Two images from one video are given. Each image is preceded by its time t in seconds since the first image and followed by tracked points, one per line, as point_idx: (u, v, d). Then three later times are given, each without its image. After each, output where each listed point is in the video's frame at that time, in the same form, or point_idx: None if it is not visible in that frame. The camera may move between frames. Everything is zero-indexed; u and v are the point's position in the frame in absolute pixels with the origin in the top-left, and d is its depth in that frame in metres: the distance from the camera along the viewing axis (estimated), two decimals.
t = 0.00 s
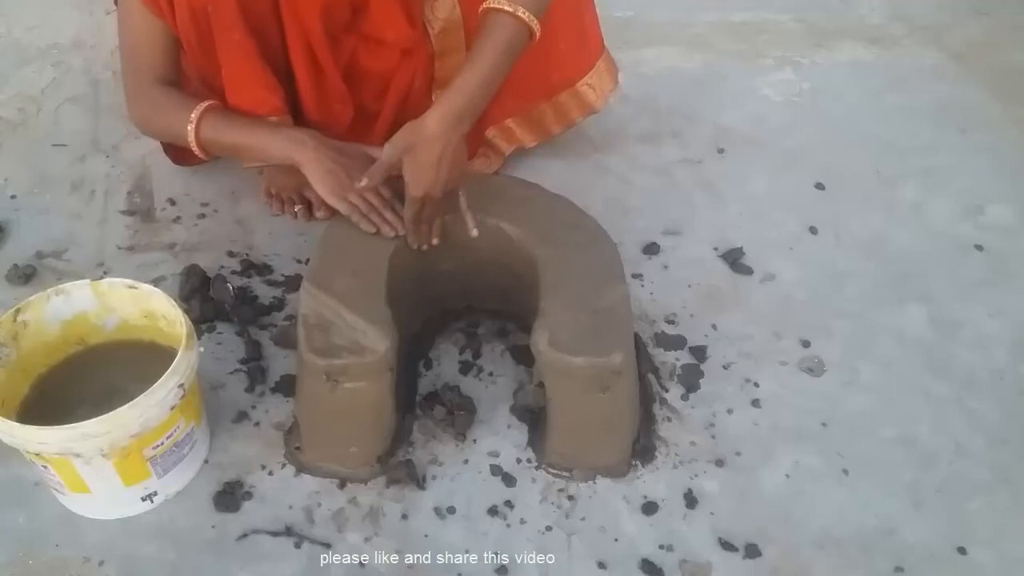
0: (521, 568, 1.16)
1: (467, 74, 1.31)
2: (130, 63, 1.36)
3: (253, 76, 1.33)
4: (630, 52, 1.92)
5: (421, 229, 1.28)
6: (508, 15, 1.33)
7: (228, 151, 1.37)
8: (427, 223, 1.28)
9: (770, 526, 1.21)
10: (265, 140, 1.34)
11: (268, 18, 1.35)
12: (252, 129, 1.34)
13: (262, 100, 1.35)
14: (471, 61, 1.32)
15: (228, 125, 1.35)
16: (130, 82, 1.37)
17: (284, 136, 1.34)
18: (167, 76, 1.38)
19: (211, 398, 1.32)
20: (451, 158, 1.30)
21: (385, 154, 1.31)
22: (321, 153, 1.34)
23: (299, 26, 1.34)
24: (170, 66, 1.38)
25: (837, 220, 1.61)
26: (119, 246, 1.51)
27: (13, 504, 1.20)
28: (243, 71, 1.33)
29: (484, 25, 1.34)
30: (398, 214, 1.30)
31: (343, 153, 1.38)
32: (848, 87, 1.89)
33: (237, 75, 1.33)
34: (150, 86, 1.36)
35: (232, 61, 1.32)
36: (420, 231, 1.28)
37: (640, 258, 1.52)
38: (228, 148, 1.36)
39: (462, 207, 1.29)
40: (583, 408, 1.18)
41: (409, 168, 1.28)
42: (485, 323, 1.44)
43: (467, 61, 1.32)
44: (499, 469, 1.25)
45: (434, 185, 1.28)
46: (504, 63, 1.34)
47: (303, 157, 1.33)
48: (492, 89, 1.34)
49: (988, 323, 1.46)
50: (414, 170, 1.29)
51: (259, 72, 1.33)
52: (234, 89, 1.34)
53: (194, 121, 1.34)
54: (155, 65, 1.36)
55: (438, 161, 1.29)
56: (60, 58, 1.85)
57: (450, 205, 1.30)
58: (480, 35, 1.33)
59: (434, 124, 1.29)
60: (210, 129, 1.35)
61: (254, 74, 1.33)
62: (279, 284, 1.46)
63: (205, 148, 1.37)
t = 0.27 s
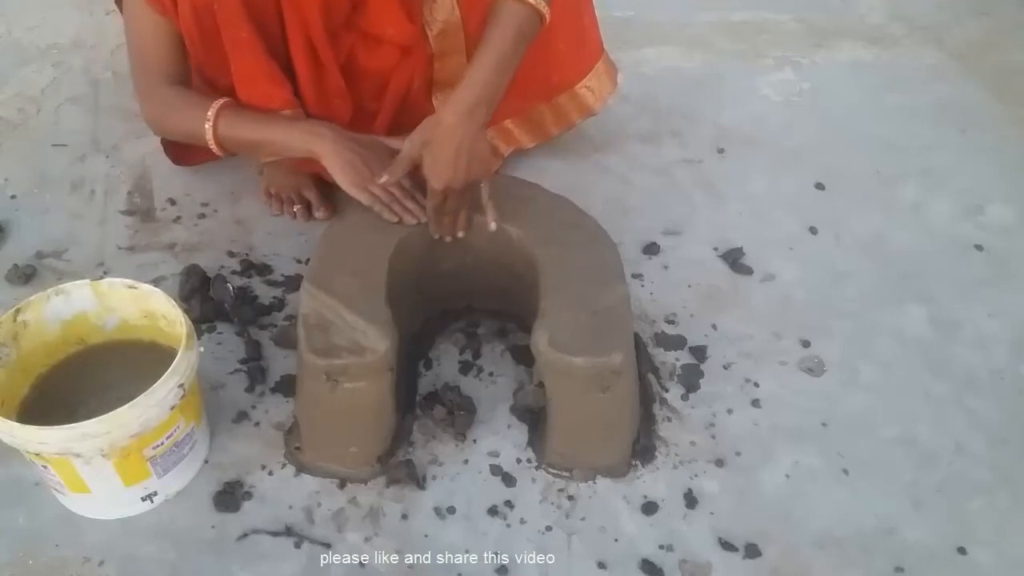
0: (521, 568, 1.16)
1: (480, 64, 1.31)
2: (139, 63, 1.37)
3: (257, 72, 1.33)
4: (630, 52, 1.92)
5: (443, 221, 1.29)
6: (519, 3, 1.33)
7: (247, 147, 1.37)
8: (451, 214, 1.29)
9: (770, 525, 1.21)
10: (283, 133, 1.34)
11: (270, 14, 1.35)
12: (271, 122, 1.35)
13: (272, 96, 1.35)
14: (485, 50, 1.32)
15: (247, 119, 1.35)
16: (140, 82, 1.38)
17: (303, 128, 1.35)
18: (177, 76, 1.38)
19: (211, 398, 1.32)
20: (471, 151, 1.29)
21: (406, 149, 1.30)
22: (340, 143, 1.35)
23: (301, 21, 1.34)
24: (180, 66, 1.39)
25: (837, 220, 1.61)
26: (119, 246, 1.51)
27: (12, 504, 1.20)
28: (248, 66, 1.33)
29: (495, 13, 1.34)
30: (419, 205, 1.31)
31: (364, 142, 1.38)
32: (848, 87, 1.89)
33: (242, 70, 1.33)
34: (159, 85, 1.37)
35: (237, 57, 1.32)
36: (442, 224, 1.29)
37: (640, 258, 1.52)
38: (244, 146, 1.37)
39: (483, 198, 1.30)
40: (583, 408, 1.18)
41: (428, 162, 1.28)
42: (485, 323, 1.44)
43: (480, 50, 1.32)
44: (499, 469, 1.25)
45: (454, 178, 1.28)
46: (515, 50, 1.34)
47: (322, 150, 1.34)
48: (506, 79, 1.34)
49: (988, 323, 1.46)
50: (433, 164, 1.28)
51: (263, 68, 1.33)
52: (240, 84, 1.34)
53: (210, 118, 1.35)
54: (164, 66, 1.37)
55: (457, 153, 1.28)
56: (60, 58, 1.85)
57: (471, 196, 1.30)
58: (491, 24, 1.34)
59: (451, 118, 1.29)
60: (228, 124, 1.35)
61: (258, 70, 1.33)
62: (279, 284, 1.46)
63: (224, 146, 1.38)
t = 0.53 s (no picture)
0: (521, 568, 1.16)
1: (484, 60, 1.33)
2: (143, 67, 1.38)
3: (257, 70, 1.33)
4: (630, 52, 1.92)
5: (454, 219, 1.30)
6: None
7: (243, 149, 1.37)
8: (461, 212, 1.29)
9: (770, 525, 1.21)
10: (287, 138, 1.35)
11: (272, 13, 1.35)
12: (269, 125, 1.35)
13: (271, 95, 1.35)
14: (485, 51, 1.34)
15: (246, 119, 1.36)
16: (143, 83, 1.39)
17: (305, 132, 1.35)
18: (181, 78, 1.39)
19: (211, 398, 1.32)
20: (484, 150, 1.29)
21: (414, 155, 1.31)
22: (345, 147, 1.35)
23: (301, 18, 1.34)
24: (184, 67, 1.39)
25: (837, 220, 1.61)
26: (119, 246, 1.51)
27: (12, 504, 1.20)
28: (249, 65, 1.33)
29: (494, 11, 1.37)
30: (426, 202, 1.31)
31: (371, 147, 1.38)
32: (848, 87, 1.89)
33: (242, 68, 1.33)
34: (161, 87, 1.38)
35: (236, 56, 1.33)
36: (454, 221, 1.29)
37: (640, 258, 1.52)
38: (243, 149, 1.37)
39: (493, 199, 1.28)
40: (583, 408, 1.18)
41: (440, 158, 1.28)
42: (485, 323, 1.44)
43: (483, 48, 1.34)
44: (499, 469, 1.25)
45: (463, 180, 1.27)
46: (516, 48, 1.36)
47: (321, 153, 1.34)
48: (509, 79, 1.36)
49: (988, 323, 1.46)
50: (445, 163, 1.28)
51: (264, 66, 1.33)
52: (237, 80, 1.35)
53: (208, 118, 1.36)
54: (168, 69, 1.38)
55: (463, 154, 1.28)
56: (60, 58, 1.85)
57: (482, 199, 1.29)
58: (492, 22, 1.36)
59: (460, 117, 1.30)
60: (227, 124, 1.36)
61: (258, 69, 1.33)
62: (279, 284, 1.46)
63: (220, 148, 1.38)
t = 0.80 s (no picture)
0: (521, 568, 1.16)
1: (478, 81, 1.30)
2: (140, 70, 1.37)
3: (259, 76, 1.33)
4: (630, 53, 1.92)
5: (434, 230, 1.29)
6: (515, 21, 1.33)
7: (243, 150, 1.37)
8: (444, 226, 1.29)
9: (770, 525, 1.21)
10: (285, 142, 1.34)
11: (275, 16, 1.34)
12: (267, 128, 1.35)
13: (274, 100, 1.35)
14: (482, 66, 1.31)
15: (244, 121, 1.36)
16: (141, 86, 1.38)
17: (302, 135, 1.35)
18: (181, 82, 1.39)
19: (211, 398, 1.31)
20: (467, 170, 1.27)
21: (402, 161, 1.29)
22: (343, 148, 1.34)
23: (304, 24, 1.34)
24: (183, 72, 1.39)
25: (837, 220, 1.61)
26: (119, 246, 1.51)
27: (12, 504, 1.20)
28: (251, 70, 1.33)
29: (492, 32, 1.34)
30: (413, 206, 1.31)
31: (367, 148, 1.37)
32: (848, 87, 1.89)
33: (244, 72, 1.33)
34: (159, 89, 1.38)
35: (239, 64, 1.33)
36: (434, 232, 1.29)
37: (640, 258, 1.52)
38: (246, 148, 1.37)
39: (475, 215, 1.28)
40: (583, 408, 1.19)
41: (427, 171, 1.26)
42: (485, 323, 1.44)
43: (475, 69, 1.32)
44: (499, 469, 1.25)
45: (448, 195, 1.26)
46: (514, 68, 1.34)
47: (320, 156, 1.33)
48: (503, 98, 1.34)
49: (988, 323, 1.46)
50: (427, 176, 1.26)
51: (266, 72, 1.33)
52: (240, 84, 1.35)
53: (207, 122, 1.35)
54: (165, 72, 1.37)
55: (451, 169, 1.26)
56: (60, 58, 1.85)
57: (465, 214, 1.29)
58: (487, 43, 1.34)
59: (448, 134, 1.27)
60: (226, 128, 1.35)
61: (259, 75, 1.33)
62: (279, 284, 1.46)
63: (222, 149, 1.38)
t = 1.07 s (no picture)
0: (521, 568, 1.16)
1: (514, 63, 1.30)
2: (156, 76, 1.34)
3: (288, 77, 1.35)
4: (630, 53, 1.92)
5: (494, 231, 1.26)
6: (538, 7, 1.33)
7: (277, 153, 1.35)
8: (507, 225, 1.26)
9: (770, 525, 1.21)
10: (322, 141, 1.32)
11: (294, 19, 1.36)
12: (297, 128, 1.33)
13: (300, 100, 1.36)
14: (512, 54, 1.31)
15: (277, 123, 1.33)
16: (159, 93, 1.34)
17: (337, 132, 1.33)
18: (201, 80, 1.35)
19: (212, 398, 1.31)
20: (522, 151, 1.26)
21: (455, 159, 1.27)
22: (384, 140, 1.32)
23: (320, 24, 1.34)
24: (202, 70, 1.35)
25: (836, 220, 1.61)
26: (119, 246, 1.51)
27: (12, 504, 1.20)
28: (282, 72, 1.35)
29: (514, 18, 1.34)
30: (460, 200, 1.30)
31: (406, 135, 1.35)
32: (848, 87, 1.89)
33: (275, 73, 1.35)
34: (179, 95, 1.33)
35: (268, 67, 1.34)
36: (493, 231, 1.26)
37: (640, 258, 1.52)
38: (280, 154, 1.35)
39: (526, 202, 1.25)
40: (584, 408, 1.19)
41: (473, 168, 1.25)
42: (485, 323, 1.44)
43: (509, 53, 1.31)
44: (499, 469, 1.25)
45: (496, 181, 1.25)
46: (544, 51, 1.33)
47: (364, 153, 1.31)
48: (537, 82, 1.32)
49: (988, 323, 1.46)
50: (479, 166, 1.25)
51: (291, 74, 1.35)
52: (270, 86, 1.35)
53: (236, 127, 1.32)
54: (185, 74, 1.33)
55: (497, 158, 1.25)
56: (60, 58, 1.85)
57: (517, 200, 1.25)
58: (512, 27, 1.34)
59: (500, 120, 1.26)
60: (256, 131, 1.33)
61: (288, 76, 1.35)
62: (279, 284, 1.46)
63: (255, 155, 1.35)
